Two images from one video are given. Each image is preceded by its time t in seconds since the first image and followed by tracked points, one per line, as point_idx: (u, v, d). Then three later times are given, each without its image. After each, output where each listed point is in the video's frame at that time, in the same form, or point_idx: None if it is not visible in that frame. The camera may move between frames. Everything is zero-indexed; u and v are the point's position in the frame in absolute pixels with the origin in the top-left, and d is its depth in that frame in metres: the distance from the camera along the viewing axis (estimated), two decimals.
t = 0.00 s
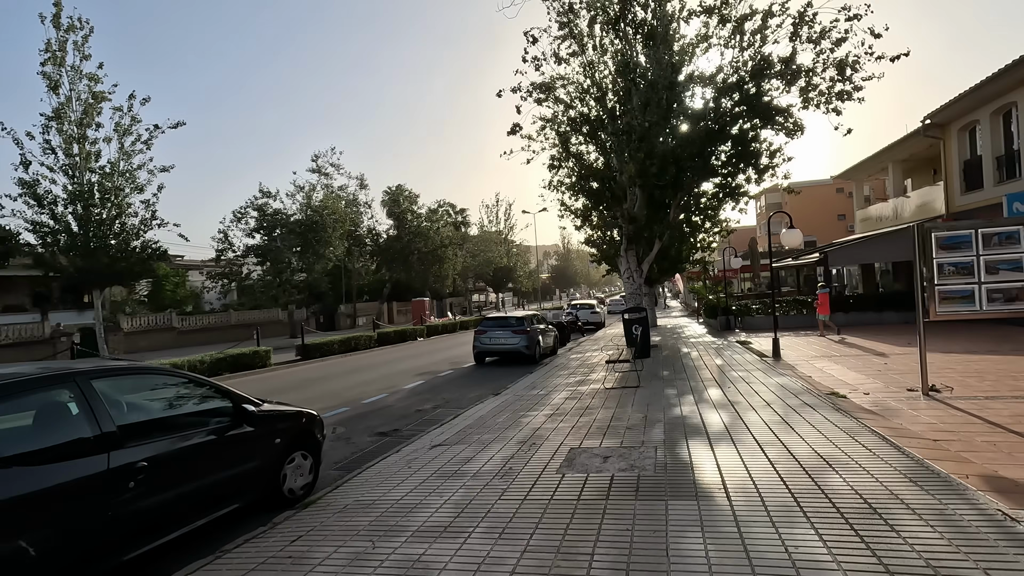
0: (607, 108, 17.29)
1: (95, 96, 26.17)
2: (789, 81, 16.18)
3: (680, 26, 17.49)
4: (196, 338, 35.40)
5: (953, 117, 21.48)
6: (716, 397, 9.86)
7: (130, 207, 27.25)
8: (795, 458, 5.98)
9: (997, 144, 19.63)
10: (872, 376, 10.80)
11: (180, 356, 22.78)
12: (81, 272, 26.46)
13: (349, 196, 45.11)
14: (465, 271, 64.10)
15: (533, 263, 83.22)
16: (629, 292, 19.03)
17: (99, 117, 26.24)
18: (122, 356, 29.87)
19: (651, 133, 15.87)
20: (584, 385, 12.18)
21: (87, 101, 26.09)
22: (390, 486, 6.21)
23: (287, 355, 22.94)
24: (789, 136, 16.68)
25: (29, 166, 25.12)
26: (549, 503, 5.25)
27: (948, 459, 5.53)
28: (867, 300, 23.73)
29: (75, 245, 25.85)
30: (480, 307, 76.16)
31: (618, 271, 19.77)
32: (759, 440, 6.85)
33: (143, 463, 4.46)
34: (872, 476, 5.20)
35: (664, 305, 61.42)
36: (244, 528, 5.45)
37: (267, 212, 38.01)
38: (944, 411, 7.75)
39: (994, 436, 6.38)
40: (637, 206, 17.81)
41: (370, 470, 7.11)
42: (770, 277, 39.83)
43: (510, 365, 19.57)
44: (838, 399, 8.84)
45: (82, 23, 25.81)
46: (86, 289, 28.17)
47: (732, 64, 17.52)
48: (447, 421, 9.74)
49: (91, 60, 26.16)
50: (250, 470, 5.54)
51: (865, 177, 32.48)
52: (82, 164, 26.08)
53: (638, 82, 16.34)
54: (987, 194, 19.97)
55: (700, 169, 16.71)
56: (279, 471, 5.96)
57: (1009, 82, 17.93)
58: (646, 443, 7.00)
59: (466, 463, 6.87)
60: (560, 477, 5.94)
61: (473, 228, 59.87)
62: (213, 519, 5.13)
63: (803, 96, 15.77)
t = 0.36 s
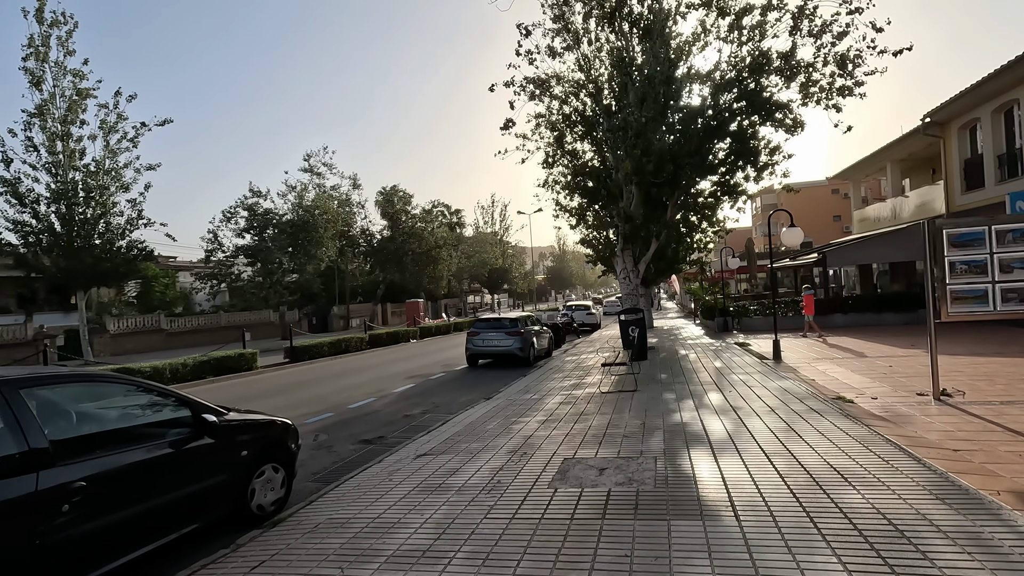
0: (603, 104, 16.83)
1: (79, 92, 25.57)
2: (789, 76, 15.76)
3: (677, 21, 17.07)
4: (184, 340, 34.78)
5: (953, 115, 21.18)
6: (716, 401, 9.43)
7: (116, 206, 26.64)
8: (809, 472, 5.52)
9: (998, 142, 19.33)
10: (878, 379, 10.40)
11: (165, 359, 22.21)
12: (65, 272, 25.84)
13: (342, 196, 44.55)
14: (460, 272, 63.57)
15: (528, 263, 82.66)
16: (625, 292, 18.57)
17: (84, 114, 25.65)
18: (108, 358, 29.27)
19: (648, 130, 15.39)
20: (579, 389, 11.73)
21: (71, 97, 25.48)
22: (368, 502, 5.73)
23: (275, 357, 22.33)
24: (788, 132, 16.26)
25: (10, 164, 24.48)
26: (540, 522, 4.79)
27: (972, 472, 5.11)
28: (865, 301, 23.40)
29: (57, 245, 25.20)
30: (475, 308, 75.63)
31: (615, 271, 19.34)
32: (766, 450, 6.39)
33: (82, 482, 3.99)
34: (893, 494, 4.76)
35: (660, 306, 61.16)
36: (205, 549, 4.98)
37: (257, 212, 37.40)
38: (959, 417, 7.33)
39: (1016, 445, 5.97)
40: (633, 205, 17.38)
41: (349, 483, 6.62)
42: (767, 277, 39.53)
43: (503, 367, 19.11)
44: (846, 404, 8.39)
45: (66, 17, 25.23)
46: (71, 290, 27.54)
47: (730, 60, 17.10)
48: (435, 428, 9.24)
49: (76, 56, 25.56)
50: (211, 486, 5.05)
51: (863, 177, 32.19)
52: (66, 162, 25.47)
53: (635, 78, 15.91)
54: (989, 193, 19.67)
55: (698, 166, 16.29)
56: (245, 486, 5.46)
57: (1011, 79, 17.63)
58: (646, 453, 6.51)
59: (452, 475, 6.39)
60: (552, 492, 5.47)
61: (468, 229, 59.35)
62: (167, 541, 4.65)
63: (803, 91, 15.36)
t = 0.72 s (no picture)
0: (599, 98, 16.25)
1: (61, 87, 24.88)
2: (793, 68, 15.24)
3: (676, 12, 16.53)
4: (173, 342, 34.09)
5: (957, 111, 20.74)
6: (721, 408, 8.89)
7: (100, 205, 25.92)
8: (834, 496, 4.98)
9: (1004, 138, 18.90)
10: (889, 384, 9.88)
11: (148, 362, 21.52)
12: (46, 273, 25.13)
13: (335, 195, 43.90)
14: (455, 272, 62.93)
15: (524, 264, 82.06)
16: (622, 292, 18.02)
17: (67, 110, 24.96)
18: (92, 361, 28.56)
19: (646, 124, 14.95)
20: (575, 394, 11.18)
21: (53, 93, 24.77)
22: (342, 527, 5.15)
23: (262, 360, 21.69)
24: (791, 127, 15.73)
25: None
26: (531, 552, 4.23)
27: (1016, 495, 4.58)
28: (867, 300, 22.91)
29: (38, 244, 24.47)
30: (471, 309, 74.97)
31: (612, 271, 18.79)
32: (779, 466, 5.86)
33: None
34: (933, 523, 4.23)
35: (657, 306, 60.70)
36: None
37: (248, 211, 36.68)
38: (983, 426, 6.81)
39: None
40: (631, 202, 16.83)
41: (325, 502, 6.05)
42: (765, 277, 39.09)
43: (497, 370, 18.54)
44: (859, 411, 7.88)
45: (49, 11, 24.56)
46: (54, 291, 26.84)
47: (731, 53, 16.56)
48: (422, 438, 8.67)
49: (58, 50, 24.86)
50: (161, 511, 4.51)
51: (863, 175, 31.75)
52: (48, 160, 24.76)
53: (633, 70, 15.35)
54: (994, 190, 19.25)
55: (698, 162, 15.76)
56: (204, 509, 4.90)
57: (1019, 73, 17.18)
58: (649, 468, 5.97)
59: (437, 494, 5.82)
60: (545, 516, 4.91)
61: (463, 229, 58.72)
62: None
63: (807, 85, 14.85)
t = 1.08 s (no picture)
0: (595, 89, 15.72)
1: (46, 81, 24.33)
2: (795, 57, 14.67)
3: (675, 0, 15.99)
4: (164, 342, 33.55)
5: (962, 106, 20.25)
6: (720, 413, 8.38)
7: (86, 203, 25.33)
8: (850, 519, 4.45)
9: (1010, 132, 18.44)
10: (898, 387, 9.36)
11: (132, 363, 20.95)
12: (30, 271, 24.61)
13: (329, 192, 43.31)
14: (453, 271, 62.39)
15: (523, 263, 81.46)
16: (618, 291, 17.46)
17: (51, 104, 24.42)
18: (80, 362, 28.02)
19: (643, 115, 14.51)
20: (567, 397, 10.68)
21: (37, 87, 24.21)
22: (298, 549, 4.64)
23: (250, 361, 21.14)
24: (792, 119, 15.19)
25: None
26: None
27: None
28: (870, 299, 22.45)
29: (21, 241, 23.89)
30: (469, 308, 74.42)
31: (609, 269, 18.25)
32: (785, 480, 5.34)
33: None
34: (973, 558, 3.72)
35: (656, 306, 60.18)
36: None
37: (240, 208, 36.08)
38: (1003, 435, 6.31)
39: None
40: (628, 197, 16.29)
41: (287, 518, 5.53)
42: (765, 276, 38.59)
43: (490, 370, 18.04)
44: (868, 416, 7.36)
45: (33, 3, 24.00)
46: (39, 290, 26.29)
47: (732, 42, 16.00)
48: (403, 445, 8.15)
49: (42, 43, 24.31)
50: (88, 536, 3.99)
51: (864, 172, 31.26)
52: (33, 155, 24.22)
53: (629, 61, 14.84)
54: (1000, 186, 18.80)
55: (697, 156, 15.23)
56: (142, 531, 4.39)
57: None
58: (643, 482, 5.44)
59: (409, 510, 5.30)
60: (524, 538, 4.40)
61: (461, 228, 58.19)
62: None
63: (809, 74, 14.35)
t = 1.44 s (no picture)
0: (591, 85, 15.25)
1: (31, 78, 23.79)
2: (796, 52, 14.17)
3: None
4: (154, 344, 33.00)
5: (965, 104, 19.83)
6: (721, 424, 7.90)
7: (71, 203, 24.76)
8: (864, 554, 3.99)
9: (1016, 131, 18.02)
10: (908, 396, 8.87)
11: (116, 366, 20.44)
12: (15, 272, 24.08)
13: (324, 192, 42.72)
14: (450, 272, 61.82)
15: (521, 263, 80.92)
16: (614, 294, 16.95)
17: (36, 102, 23.88)
18: (67, 364, 27.49)
19: (640, 112, 14.11)
20: (560, 406, 10.19)
21: (21, 83, 23.64)
22: None
23: (238, 365, 20.61)
24: (793, 116, 14.70)
25: None
26: None
27: None
28: (871, 301, 22.03)
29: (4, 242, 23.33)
30: (466, 309, 73.87)
31: (605, 270, 17.75)
32: (792, 508, 4.86)
33: None
34: None
35: (654, 308, 59.69)
36: None
37: (231, 208, 35.49)
38: None
39: None
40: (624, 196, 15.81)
41: (245, 546, 5.03)
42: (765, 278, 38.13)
43: (483, 375, 17.53)
44: (878, 430, 6.88)
45: None
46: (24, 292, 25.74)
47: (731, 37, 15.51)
48: (382, 459, 7.65)
49: (27, 39, 23.77)
50: None
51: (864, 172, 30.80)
52: (17, 154, 23.67)
53: (625, 55, 14.38)
54: (1006, 186, 18.37)
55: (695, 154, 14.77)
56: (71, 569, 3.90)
57: None
58: (635, 509, 4.95)
59: (378, 540, 4.80)
60: None
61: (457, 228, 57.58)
62: None
63: (810, 69, 13.89)
